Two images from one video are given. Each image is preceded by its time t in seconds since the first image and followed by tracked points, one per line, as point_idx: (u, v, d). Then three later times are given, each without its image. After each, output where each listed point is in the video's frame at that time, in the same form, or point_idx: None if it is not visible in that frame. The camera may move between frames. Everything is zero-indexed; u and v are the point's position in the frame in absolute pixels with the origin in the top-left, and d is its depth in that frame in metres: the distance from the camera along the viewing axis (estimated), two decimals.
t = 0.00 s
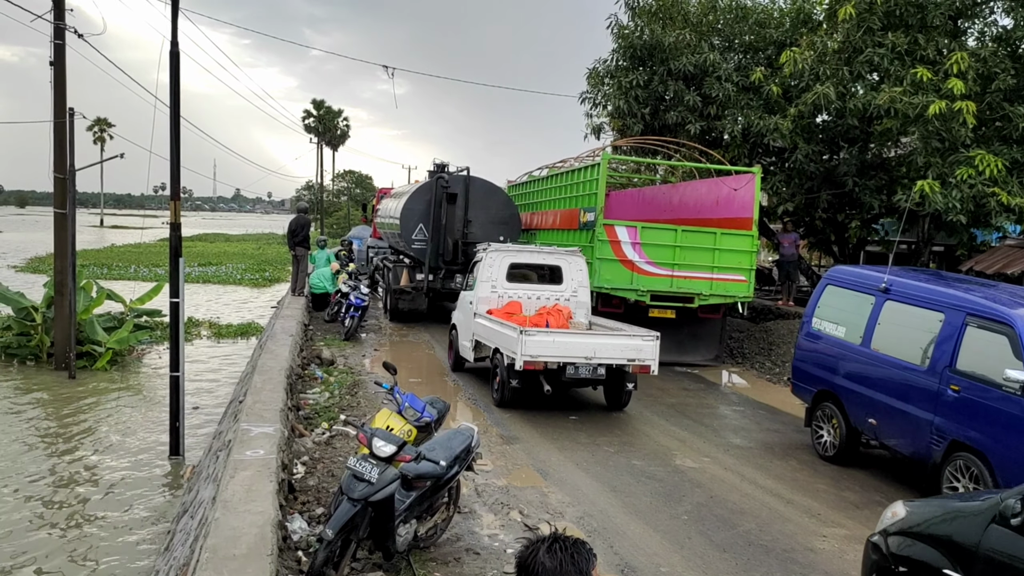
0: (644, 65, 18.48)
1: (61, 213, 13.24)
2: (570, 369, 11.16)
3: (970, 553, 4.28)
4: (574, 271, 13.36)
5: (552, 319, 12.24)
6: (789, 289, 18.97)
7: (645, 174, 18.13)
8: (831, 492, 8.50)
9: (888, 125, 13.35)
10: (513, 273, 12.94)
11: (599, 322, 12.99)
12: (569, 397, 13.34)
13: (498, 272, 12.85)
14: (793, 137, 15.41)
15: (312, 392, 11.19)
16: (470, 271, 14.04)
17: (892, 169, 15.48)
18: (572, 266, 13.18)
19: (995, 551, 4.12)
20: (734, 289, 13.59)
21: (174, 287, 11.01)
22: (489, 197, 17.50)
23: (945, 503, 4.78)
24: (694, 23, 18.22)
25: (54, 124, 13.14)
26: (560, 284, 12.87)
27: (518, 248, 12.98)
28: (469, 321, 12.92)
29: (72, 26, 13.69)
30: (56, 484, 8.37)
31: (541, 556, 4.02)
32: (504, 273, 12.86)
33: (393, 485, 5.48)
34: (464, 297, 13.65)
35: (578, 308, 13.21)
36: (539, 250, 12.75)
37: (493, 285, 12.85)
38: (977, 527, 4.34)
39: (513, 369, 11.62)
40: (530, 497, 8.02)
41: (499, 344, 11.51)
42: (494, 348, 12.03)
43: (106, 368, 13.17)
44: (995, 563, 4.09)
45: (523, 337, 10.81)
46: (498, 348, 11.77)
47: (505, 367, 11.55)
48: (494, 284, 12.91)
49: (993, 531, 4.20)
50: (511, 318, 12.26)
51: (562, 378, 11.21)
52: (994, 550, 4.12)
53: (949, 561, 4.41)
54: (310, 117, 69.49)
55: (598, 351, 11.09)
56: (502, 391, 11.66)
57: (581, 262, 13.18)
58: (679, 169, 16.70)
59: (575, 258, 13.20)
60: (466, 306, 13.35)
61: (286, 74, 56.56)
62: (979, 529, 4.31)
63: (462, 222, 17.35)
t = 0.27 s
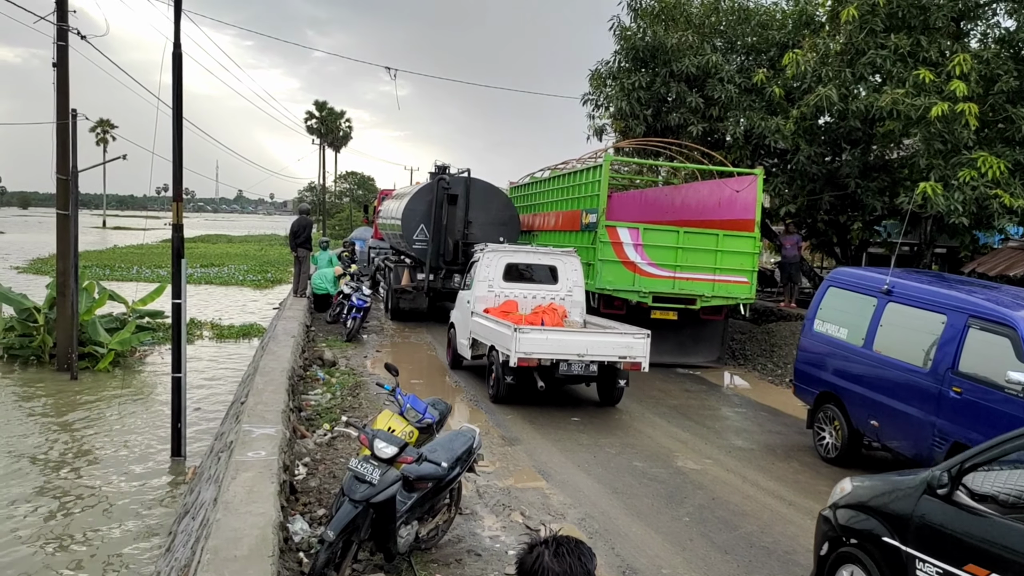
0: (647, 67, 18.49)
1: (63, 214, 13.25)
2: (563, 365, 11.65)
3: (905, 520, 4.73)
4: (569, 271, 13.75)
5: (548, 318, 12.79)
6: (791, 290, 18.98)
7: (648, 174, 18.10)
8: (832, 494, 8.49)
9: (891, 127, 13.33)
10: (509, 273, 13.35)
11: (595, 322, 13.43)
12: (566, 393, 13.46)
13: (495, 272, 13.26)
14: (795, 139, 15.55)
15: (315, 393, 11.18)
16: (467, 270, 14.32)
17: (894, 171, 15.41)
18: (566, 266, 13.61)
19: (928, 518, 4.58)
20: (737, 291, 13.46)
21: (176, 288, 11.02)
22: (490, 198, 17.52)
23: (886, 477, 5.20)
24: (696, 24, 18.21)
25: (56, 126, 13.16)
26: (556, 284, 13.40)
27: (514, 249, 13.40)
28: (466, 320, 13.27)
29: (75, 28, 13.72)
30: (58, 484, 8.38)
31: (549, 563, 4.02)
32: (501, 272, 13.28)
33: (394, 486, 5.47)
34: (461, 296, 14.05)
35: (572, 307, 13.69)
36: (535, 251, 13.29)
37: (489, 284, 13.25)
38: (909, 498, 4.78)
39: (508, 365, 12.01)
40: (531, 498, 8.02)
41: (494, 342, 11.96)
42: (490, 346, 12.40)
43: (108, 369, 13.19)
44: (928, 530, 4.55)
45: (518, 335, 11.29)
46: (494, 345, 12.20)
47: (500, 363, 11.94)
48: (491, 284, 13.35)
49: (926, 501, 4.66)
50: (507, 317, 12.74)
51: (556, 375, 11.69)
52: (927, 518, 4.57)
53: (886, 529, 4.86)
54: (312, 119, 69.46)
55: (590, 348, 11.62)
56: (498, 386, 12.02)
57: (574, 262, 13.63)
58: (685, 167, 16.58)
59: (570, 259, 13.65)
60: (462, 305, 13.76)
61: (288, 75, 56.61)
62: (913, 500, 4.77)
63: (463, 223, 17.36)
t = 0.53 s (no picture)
0: (661, 46, 17.56)
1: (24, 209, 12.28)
2: (560, 368, 10.89)
3: (884, 515, 4.66)
4: (568, 269, 12.91)
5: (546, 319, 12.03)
6: (820, 291, 18.02)
7: (661, 165, 17.05)
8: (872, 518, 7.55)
9: (930, 112, 12.45)
10: (505, 271, 12.66)
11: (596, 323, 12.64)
12: (565, 399, 12.51)
13: (488, 269, 12.59)
14: (824, 125, 14.63)
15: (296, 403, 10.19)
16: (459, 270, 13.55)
17: (934, 161, 14.38)
18: (565, 264, 12.86)
19: (907, 511, 4.51)
20: (761, 292, 12.50)
21: (144, 290, 10.04)
22: (487, 190, 16.57)
23: (870, 473, 5.11)
24: None
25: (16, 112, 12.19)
26: (553, 282, 12.80)
27: (509, 246, 12.71)
28: (457, 322, 12.50)
29: (37, 7, 12.75)
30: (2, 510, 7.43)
31: None
32: (495, 270, 12.59)
33: (386, 506, 4.57)
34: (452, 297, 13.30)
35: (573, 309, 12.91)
36: (533, 247, 12.72)
37: (483, 283, 12.56)
38: (889, 494, 4.72)
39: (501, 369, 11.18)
40: (537, 523, 7.06)
41: (486, 345, 11.23)
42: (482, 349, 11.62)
43: (68, 378, 12.18)
44: (906, 522, 4.49)
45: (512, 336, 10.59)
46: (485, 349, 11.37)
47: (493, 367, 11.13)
48: (485, 282, 12.62)
49: (907, 495, 4.58)
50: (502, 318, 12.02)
51: (552, 380, 10.95)
52: (906, 511, 4.51)
53: (866, 524, 4.79)
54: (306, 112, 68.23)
55: (589, 350, 10.89)
56: (491, 392, 11.23)
57: (575, 259, 12.87)
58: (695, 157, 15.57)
59: (569, 256, 12.88)
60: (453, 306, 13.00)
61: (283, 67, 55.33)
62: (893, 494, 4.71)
63: (457, 217, 16.42)
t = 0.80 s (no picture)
0: None
1: None
2: (569, 394, 8.85)
3: (927, 555, 4.09)
4: (582, 271, 10.83)
5: (552, 333, 10.06)
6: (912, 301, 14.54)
7: (708, 139, 14.56)
8: None
9: None
10: (503, 272, 10.67)
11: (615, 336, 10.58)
12: (574, 430, 10.49)
13: (483, 271, 10.60)
14: (915, 90, 12.74)
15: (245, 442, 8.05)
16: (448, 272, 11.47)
17: None
18: (578, 265, 10.78)
19: (952, 550, 3.95)
20: (836, 303, 10.19)
21: (50, 298, 7.52)
22: (480, 175, 14.57)
23: (917, 506, 4.43)
24: None
25: None
26: (563, 288, 10.76)
27: (507, 242, 10.71)
28: (445, 335, 10.52)
29: None
30: None
31: None
32: (491, 272, 10.62)
33: None
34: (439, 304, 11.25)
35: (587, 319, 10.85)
36: (537, 243, 10.70)
37: (476, 288, 10.59)
38: (934, 531, 4.13)
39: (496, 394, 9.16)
40: None
41: (478, 365, 9.23)
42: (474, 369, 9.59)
43: None
44: (955, 567, 3.91)
45: (508, 353, 8.61)
46: (478, 368, 9.33)
47: (486, 392, 9.11)
48: (478, 287, 10.63)
49: (951, 530, 4.02)
50: (500, 331, 10.04)
51: (560, 408, 8.92)
52: (952, 552, 3.94)
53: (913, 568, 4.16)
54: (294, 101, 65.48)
55: (605, 371, 8.86)
56: (484, 423, 9.22)
57: (589, 260, 10.78)
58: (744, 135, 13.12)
59: (581, 255, 10.79)
60: (440, 317, 10.99)
61: (258, 50, 52.56)
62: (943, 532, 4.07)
63: (445, 206, 14.40)
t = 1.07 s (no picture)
0: None
1: None
2: (571, 413, 7.66)
3: None
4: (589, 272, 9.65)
5: (554, 342, 8.88)
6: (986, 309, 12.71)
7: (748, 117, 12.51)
8: None
9: None
10: (497, 273, 9.46)
11: (627, 348, 9.39)
12: (579, 455, 9.25)
13: (474, 271, 9.42)
14: (993, 61, 11.29)
15: (200, 476, 6.84)
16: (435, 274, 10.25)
17: None
18: (585, 265, 9.61)
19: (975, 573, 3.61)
20: (901, 311, 8.90)
21: None
22: (473, 160, 13.43)
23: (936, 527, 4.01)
24: None
25: None
26: (568, 291, 9.56)
27: (503, 239, 9.49)
28: (432, 345, 9.33)
29: None
30: None
31: None
32: (484, 273, 9.43)
33: None
34: (426, 310, 10.06)
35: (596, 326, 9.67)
36: (538, 239, 9.50)
37: (466, 291, 9.40)
38: (949, 554, 3.77)
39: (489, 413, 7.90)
40: None
41: (468, 380, 8.04)
42: (463, 384, 8.37)
43: None
44: None
45: (500, 366, 7.42)
46: (467, 383, 8.13)
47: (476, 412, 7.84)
48: (469, 290, 9.44)
49: (971, 550, 3.67)
50: (494, 341, 8.88)
51: (560, 430, 7.73)
52: None
53: None
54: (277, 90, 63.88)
55: (613, 387, 7.64)
56: (474, 446, 8.02)
57: (599, 258, 9.60)
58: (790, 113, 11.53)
59: (589, 254, 9.60)
60: (427, 323, 9.81)
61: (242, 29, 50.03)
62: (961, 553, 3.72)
63: (432, 195, 13.26)
